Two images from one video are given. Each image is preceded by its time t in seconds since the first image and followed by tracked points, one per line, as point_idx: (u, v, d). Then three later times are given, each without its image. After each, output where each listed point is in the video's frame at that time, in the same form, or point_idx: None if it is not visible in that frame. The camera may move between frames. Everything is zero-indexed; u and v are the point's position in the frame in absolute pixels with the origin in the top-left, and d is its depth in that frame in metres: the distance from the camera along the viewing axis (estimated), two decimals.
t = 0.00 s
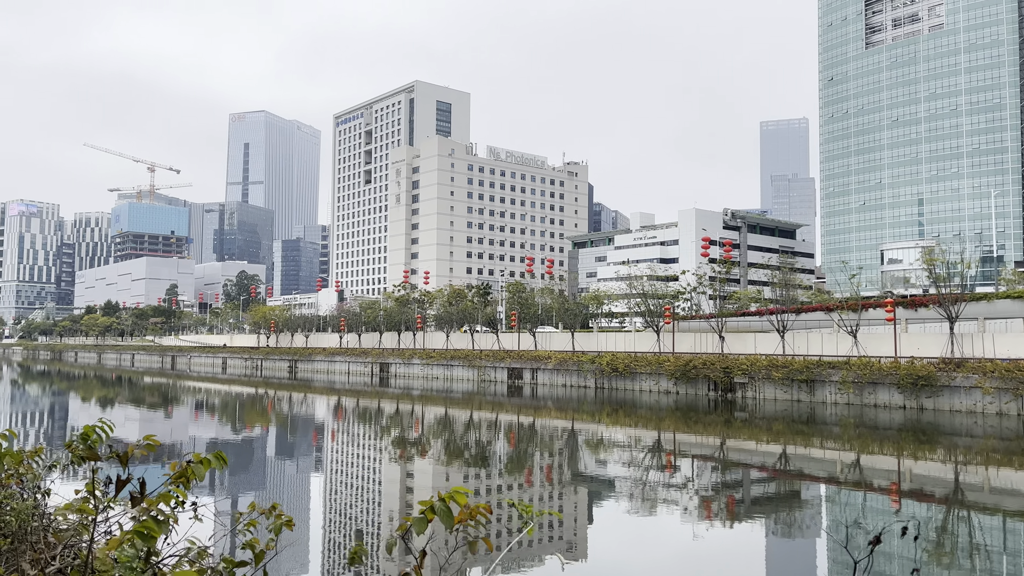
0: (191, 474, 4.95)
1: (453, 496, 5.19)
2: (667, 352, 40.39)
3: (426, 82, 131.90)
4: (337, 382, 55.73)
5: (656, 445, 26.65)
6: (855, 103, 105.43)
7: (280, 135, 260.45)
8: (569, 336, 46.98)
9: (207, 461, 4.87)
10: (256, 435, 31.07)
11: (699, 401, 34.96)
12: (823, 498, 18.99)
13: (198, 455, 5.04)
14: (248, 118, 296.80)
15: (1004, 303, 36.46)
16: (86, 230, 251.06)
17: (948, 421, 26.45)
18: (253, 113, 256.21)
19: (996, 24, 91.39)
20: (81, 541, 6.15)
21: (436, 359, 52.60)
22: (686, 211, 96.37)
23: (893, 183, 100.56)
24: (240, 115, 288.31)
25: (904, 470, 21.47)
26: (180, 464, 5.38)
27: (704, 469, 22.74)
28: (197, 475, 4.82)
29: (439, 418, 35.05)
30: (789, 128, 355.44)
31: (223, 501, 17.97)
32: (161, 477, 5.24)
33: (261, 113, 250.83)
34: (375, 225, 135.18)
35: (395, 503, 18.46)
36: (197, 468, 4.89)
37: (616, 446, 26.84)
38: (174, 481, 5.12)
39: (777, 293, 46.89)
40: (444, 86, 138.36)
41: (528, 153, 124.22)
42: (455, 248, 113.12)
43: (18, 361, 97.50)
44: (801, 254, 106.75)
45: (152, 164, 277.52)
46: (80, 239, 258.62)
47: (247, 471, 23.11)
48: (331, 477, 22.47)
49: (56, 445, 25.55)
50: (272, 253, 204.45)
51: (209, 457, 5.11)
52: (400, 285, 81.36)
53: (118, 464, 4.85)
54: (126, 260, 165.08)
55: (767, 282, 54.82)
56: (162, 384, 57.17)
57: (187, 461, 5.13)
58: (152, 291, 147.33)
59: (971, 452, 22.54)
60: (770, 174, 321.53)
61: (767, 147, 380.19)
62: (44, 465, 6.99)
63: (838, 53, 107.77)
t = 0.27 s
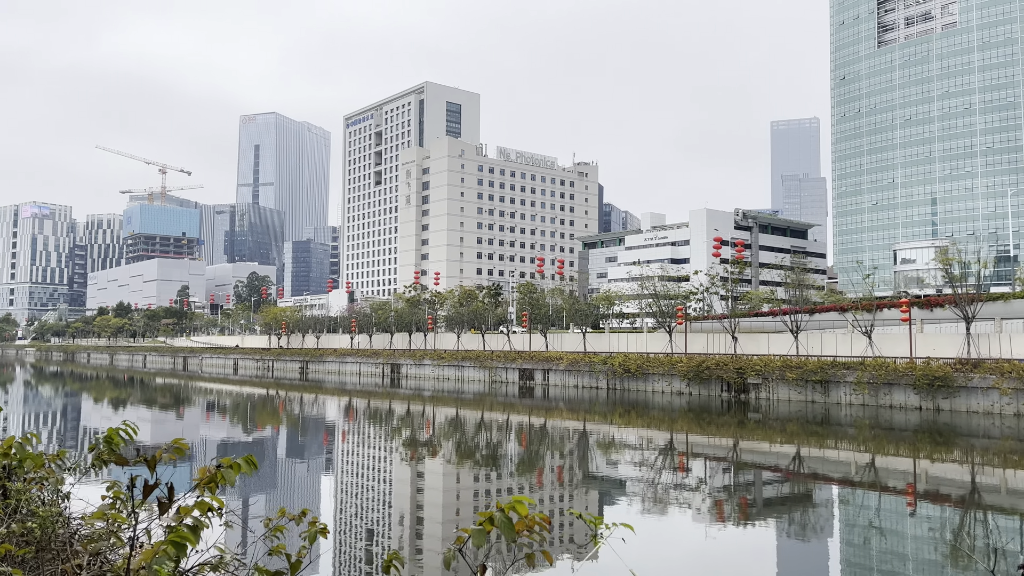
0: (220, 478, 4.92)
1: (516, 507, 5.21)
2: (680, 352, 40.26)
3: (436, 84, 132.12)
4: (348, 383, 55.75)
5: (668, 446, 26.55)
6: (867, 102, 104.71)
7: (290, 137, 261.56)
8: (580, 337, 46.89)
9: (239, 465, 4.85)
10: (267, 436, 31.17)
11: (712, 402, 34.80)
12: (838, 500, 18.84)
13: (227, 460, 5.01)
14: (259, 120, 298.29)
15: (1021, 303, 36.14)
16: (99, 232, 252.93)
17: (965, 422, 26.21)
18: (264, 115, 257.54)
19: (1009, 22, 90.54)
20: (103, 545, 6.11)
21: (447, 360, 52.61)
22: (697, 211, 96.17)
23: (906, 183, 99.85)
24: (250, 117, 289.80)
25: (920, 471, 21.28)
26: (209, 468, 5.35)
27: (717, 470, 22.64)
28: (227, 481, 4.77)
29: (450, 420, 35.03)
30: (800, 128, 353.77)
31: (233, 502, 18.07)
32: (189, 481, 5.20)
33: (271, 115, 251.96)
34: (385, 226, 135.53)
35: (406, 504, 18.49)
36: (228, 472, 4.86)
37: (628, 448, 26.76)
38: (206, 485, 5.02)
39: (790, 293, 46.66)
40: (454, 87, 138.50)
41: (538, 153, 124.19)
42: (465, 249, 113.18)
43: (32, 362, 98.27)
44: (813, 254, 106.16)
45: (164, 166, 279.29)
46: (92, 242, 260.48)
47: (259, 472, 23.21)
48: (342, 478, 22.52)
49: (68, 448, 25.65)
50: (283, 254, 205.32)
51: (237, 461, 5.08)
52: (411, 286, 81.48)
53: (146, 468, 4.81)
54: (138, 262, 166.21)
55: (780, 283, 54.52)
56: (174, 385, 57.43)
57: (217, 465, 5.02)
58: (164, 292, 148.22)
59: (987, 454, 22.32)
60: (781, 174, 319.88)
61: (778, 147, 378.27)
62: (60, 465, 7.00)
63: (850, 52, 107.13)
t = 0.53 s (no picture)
0: (261, 483, 4.95)
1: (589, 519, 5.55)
2: (692, 353, 40.11)
3: (446, 85, 132.36)
4: (359, 384, 55.88)
5: (681, 448, 26.42)
6: (879, 101, 103.95)
7: (300, 140, 262.77)
8: (592, 338, 46.80)
9: (277, 469, 4.82)
10: (278, 437, 31.27)
11: (725, 402, 34.63)
12: (854, 502, 18.64)
13: (266, 464, 5.01)
14: (269, 122, 299.74)
15: None
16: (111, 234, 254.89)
17: (983, 423, 25.94)
18: (274, 117, 258.73)
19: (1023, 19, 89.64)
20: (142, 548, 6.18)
21: (459, 361, 52.66)
22: (708, 212, 95.92)
23: (919, 182, 99.08)
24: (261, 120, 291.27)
25: (937, 473, 21.05)
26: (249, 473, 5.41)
27: (730, 471, 22.53)
28: (269, 485, 4.79)
29: (461, 421, 35.01)
30: (811, 127, 351.37)
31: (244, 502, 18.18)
32: (228, 487, 5.25)
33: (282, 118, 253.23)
34: (395, 227, 135.90)
35: (417, 505, 18.49)
36: (267, 478, 4.85)
37: (640, 449, 26.65)
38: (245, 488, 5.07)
39: (803, 293, 46.36)
40: (463, 88, 138.68)
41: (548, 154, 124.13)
42: (475, 250, 113.24)
43: (46, 364, 99.07)
44: (825, 254, 105.56)
45: (175, 168, 281.08)
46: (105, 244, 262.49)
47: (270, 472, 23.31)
48: (353, 479, 22.58)
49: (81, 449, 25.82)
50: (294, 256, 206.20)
51: (277, 465, 5.08)
52: (421, 287, 81.59)
53: (183, 474, 4.90)
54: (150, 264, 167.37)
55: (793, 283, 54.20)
56: (186, 387, 57.76)
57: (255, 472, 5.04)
58: (176, 294, 149.12)
59: (1006, 455, 22.08)
60: (791, 174, 318.36)
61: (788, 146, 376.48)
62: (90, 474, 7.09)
63: (861, 51, 106.50)
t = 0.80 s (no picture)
0: (291, 494, 4.93)
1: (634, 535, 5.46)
2: (704, 353, 40.02)
3: (454, 86, 132.57)
4: (370, 385, 56.11)
5: (693, 448, 26.34)
6: (890, 99, 103.24)
7: (310, 142, 263.87)
8: (603, 339, 46.77)
9: (306, 480, 4.79)
10: (289, 438, 31.39)
11: (737, 403, 34.52)
12: (867, 502, 18.55)
13: (294, 475, 4.97)
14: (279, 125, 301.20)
15: None
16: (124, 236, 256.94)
17: (999, 423, 25.71)
18: (284, 120, 259.97)
19: None
20: (169, 558, 6.19)
21: (469, 362, 52.78)
22: (718, 211, 95.63)
23: (930, 180, 98.35)
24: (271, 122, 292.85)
25: (952, 473, 20.89)
26: (276, 483, 5.37)
27: (742, 471, 22.47)
28: (299, 497, 4.75)
29: (472, 421, 35.04)
30: (821, 126, 349.43)
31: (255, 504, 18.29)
32: (256, 497, 5.23)
33: (292, 120, 254.36)
34: (405, 228, 136.23)
35: (427, 505, 18.55)
36: (297, 490, 4.81)
37: (651, 449, 26.58)
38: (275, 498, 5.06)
39: (815, 293, 46.13)
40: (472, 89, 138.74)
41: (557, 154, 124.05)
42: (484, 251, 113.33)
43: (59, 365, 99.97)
44: (836, 253, 104.99)
45: (186, 171, 282.99)
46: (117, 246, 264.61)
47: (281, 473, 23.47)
48: (363, 479, 22.66)
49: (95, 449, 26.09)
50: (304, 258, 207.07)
51: (305, 475, 5.04)
52: (431, 288, 81.73)
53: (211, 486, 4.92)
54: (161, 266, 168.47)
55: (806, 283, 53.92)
56: (198, 388, 58.24)
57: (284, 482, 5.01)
58: (187, 295, 150.09)
59: (1023, 455, 21.88)
60: (801, 173, 316.84)
61: (799, 145, 374.74)
62: (112, 482, 7.13)
63: (872, 49, 105.87)
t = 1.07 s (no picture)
0: (314, 495, 4.86)
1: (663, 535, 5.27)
2: (712, 353, 39.87)
3: (460, 86, 132.50)
4: (376, 385, 56.13)
5: (701, 447, 26.21)
6: (899, 97, 102.67)
7: (316, 142, 264.39)
8: (610, 338, 46.64)
9: (331, 480, 4.74)
10: (296, 437, 31.38)
11: (747, 402, 34.38)
12: (877, 502, 18.41)
13: (318, 476, 4.91)
14: (284, 124, 301.92)
15: None
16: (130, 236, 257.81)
17: (1012, 423, 25.54)
18: (290, 120, 260.49)
19: None
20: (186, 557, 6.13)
21: (475, 361, 52.76)
22: (725, 210, 95.35)
23: (939, 179, 97.77)
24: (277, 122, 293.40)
25: (964, 474, 20.70)
26: (297, 482, 5.29)
27: (751, 471, 22.38)
28: (323, 498, 4.67)
29: (479, 421, 34.96)
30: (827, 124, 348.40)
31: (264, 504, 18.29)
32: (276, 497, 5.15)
33: (297, 120, 254.94)
34: (411, 228, 136.41)
35: (433, 505, 18.52)
36: (321, 490, 4.75)
37: (658, 449, 26.48)
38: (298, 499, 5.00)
39: (824, 292, 45.90)
40: (478, 89, 138.68)
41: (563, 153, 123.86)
42: (491, 250, 113.22)
43: (66, 364, 100.33)
44: (844, 252, 104.55)
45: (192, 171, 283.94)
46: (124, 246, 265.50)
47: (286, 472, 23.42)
48: (370, 479, 22.65)
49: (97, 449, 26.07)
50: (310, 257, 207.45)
51: (329, 476, 4.98)
52: (437, 287, 81.71)
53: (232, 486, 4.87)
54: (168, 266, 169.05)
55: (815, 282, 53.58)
56: (204, 387, 58.34)
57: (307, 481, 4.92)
58: (193, 295, 150.43)
59: None
60: (807, 171, 315.88)
61: (805, 144, 373.64)
62: (124, 485, 7.07)
63: (880, 47, 105.31)
